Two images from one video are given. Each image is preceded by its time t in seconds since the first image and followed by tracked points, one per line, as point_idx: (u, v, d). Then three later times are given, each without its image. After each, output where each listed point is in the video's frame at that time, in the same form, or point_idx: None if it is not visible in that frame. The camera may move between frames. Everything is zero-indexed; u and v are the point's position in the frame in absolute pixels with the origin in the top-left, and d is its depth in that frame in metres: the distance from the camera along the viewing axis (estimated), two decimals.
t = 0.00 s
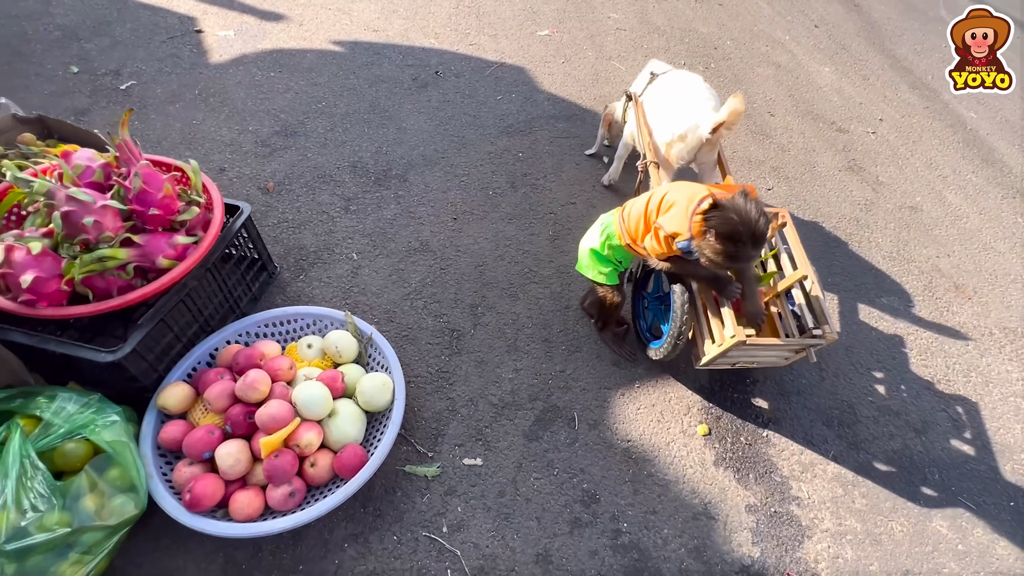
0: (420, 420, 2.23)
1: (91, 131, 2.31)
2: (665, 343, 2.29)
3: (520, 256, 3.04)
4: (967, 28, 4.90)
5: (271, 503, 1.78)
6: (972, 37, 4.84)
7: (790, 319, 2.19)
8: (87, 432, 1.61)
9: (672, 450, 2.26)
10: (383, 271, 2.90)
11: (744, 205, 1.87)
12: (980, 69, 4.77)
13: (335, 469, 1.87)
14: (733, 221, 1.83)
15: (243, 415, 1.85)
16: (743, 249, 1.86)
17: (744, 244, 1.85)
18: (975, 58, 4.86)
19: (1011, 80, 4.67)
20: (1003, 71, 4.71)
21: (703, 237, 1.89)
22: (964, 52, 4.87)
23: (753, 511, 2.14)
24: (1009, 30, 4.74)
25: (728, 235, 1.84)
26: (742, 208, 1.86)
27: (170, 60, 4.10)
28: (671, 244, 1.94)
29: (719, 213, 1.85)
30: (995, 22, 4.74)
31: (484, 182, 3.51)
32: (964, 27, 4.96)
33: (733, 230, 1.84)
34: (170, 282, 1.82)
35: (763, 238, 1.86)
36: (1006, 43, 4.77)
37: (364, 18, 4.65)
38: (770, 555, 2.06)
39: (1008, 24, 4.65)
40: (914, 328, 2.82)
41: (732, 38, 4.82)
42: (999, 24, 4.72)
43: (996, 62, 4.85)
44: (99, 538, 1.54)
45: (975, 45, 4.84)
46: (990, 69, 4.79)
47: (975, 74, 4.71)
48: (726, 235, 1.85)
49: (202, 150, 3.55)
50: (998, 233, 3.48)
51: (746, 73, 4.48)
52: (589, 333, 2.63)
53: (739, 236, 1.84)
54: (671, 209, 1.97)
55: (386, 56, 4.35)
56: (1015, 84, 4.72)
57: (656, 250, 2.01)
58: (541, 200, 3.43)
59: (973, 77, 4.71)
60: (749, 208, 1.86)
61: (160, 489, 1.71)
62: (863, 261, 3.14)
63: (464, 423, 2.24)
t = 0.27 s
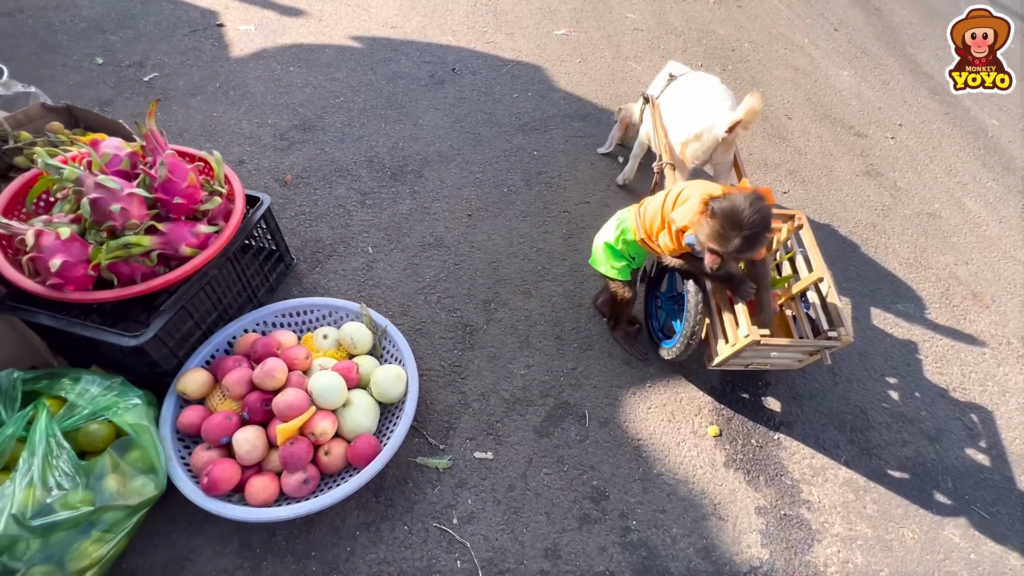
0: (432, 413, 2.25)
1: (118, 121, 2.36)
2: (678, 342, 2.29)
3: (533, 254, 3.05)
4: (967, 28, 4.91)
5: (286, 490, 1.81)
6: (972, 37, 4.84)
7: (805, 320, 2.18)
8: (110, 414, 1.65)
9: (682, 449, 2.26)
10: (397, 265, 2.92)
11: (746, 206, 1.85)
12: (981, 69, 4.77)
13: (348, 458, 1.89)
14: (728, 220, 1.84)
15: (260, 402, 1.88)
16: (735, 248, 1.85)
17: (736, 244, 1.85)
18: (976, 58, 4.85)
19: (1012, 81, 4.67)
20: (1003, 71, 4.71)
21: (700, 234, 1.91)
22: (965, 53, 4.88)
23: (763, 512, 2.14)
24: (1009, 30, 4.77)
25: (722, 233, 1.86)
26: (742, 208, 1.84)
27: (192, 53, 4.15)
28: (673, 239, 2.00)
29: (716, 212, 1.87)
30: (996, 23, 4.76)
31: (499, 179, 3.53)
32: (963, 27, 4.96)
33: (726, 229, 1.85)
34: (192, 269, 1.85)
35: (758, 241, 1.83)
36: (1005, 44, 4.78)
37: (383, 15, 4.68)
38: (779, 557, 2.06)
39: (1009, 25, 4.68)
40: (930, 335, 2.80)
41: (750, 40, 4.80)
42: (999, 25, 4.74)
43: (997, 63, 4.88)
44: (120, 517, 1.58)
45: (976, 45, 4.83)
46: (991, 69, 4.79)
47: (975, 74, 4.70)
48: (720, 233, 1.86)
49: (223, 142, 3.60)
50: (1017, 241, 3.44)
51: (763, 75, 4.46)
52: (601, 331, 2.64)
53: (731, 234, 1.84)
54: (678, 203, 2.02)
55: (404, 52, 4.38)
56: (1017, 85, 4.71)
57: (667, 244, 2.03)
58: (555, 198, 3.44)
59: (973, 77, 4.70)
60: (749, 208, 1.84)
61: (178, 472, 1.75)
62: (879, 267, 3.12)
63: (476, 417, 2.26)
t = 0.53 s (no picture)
0: (442, 408, 2.25)
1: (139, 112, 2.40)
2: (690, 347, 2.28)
3: (545, 252, 3.05)
4: (967, 28, 4.94)
5: (296, 480, 1.82)
6: (973, 37, 4.87)
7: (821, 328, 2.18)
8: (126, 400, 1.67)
9: (692, 452, 2.25)
10: (410, 261, 2.93)
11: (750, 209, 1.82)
12: (981, 69, 4.75)
13: (358, 451, 1.90)
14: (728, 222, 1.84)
15: (273, 393, 1.90)
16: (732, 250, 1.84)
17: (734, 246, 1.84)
18: (975, 59, 4.84)
19: (1012, 81, 4.65)
20: (1004, 71, 4.70)
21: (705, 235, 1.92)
22: (966, 52, 4.86)
23: (773, 518, 2.13)
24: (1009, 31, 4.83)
25: (723, 235, 1.86)
26: (743, 210, 1.82)
27: (211, 46, 4.18)
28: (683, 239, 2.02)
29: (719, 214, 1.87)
30: (996, 23, 4.84)
31: (512, 177, 3.52)
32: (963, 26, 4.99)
33: (727, 230, 1.85)
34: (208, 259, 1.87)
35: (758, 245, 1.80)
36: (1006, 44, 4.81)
37: (400, 11, 4.69)
38: (788, 563, 2.05)
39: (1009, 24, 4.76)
40: (947, 344, 2.76)
41: (768, 43, 4.76)
42: (999, 25, 4.81)
43: (996, 62, 4.88)
44: (134, 502, 1.60)
45: (976, 45, 4.87)
46: (991, 68, 4.78)
47: (975, 74, 4.68)
48: (721, 235, 1.86)
49: (240, 135, 3.62)
50: None
51: (781, 78, 4.42)
52: (612, 332, 2.63)
53: (729, 236, 1.84)
54: (692, 204, 2.03)
55: (420, 49, 4.38)
56: (1016, 84, 4.69)
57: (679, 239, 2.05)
58: (569, 197, 3.44)
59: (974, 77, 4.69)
60: (750, 211, 1.81)
61: (190, 459, 1.77)
62: (896, 274, 3.08)
63: (485, 414, 2.26)
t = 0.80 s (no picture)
0: (447, 406, 2.26)
1: (155, 105, 2.43)
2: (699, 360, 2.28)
3: (554, 253, 3.05)
4: (967, 28, 4.88)
5: (301, 474, 1.83)
6: (973, 37, 4.80)
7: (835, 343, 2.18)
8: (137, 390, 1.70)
9: (697, 457, 2.24)
10: (419, 259, 2.94)
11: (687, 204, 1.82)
12: (982, 69, 4.74)
13: (363, 446, 1.91)
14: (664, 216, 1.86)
15: (280, 386, 1.91)
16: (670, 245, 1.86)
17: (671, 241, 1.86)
18: (976, 58, 4.82)
19: (1012, 81, 4.64)
20: (1005, 70, 4.69)
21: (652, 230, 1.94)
22: (966, 52, 4.83)
23: (778, 525, 2.12)
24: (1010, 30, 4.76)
25: (661, 228, 1.88)
26: (675, 204, 1.84)
27: (226, 42, 4.22)
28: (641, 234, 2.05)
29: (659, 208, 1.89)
30: (995, 23, 4.75)
31: (523, 176, 3.52)
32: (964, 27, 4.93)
33: (664, 224, 1.86)
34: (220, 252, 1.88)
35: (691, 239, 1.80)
36: (1006, 44, 4.77)
37: (413, 9, 4.70)
38: (792, 571, 2.04)
39: (1009, 24, 4.67)
40: (960, 355, 2.73)
41: (783, 46, 4.72)
42: (999, 24, 4.73)
43: (996, 63, 4.86)
44: (142, 490, 1.62)
45: (976, 45, 4.80)
46: (991, 69, 4.77)
47: (975, 74, 4.65)
48: (660, 228, 1.88)
49: (253, 130, 3.65)
50: None
51: (795, 82, 4.39)
52: (620, 333, 2.62)
53: (665, 230, 1.86)
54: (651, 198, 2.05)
55: (433, 47, 4.39)
56: (1017, 84, 4.68)
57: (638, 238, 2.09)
58: (579, 198, 3.43)
59: (972, 77, 4.65)
60: (683, 205, 1.82)
61: (198, 450, 1.79)
62: (908, 282, 3.05)
63: (491, 413, 2.26)
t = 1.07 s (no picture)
0: (458, 401, 2.27)
1: (173, 97, 2.45)
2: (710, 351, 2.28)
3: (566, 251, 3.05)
4: (967, 27, 4.80)
5: (314, 464, 1.85)
6: (972, 37, 4.75)
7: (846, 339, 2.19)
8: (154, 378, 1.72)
9: (707, 457, 2.24)
10: (431, 255, 2.96)
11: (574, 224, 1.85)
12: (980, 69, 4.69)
13: (375, 438, 1.92)
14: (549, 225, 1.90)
15: (294, 377, 1.93)
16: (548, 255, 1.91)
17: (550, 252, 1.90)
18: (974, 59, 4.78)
19: (1011, 81, 4.57)
20: (1004, 71, 4.63)
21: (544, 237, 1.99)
22: (965, 52, 4.79)
23: (788, 526, 2.11)
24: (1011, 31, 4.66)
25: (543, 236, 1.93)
26: (563, 219, 1.87)
27: (243, 37, 4.25)
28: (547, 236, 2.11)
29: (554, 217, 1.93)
30: (995, 22, 4.68)
31: (535, 174, 3.53)
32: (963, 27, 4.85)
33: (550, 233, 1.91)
34: (236, 243, 1.90)
35: (562, 256, 1.85)
36: (1007, 44, 4.69)
37: (428, 6, 4.71)
38: (802, 572, 2.03)
39: (1010, 25, 4.59)
40: (975, 360, 2.71)
41: (798, 47, 4.69)
42: (1000, 24, 4.65)
43: (996, 63, 4.80)
44: (158, 476, 1.65)
45: (975, 45, 4.75)
46: (991, 69, 4.71)
47: (975, 74, 4.61)
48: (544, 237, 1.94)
49: (268, 124, 3.68)
50: None
51: (810, 84, 4.36)
52: (630, 332, 2.62)
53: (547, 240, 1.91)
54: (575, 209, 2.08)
55: (447, 44, 4.40)
56: (1016, 85, 4.62)
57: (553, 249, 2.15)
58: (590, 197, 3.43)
59: (972, 77, 4.61)
60: (568, 222, 1.86)
61: (212, 438, 1.81)
62: (923, 286, 3.03)
63: (501, 408, 2.27)
